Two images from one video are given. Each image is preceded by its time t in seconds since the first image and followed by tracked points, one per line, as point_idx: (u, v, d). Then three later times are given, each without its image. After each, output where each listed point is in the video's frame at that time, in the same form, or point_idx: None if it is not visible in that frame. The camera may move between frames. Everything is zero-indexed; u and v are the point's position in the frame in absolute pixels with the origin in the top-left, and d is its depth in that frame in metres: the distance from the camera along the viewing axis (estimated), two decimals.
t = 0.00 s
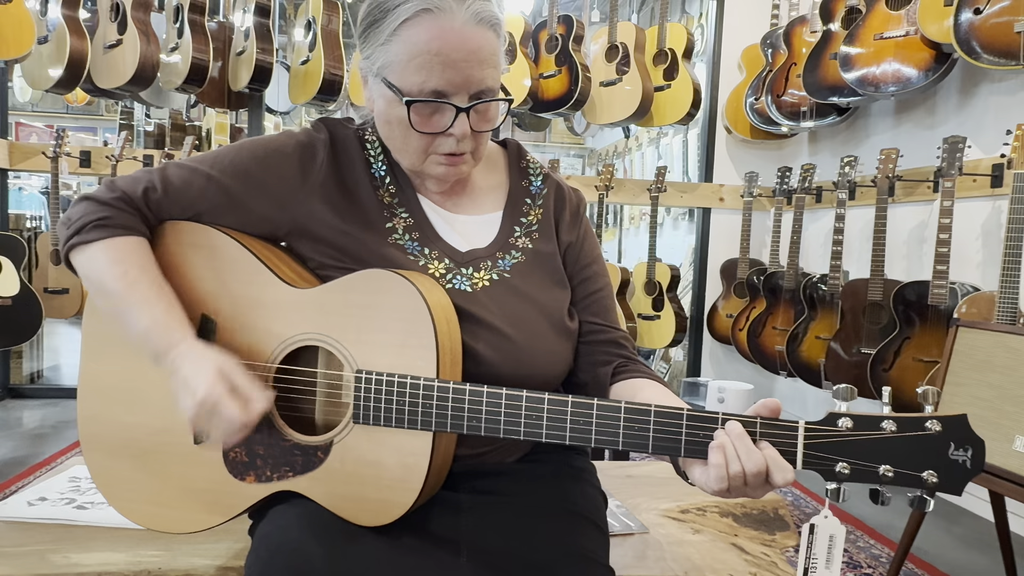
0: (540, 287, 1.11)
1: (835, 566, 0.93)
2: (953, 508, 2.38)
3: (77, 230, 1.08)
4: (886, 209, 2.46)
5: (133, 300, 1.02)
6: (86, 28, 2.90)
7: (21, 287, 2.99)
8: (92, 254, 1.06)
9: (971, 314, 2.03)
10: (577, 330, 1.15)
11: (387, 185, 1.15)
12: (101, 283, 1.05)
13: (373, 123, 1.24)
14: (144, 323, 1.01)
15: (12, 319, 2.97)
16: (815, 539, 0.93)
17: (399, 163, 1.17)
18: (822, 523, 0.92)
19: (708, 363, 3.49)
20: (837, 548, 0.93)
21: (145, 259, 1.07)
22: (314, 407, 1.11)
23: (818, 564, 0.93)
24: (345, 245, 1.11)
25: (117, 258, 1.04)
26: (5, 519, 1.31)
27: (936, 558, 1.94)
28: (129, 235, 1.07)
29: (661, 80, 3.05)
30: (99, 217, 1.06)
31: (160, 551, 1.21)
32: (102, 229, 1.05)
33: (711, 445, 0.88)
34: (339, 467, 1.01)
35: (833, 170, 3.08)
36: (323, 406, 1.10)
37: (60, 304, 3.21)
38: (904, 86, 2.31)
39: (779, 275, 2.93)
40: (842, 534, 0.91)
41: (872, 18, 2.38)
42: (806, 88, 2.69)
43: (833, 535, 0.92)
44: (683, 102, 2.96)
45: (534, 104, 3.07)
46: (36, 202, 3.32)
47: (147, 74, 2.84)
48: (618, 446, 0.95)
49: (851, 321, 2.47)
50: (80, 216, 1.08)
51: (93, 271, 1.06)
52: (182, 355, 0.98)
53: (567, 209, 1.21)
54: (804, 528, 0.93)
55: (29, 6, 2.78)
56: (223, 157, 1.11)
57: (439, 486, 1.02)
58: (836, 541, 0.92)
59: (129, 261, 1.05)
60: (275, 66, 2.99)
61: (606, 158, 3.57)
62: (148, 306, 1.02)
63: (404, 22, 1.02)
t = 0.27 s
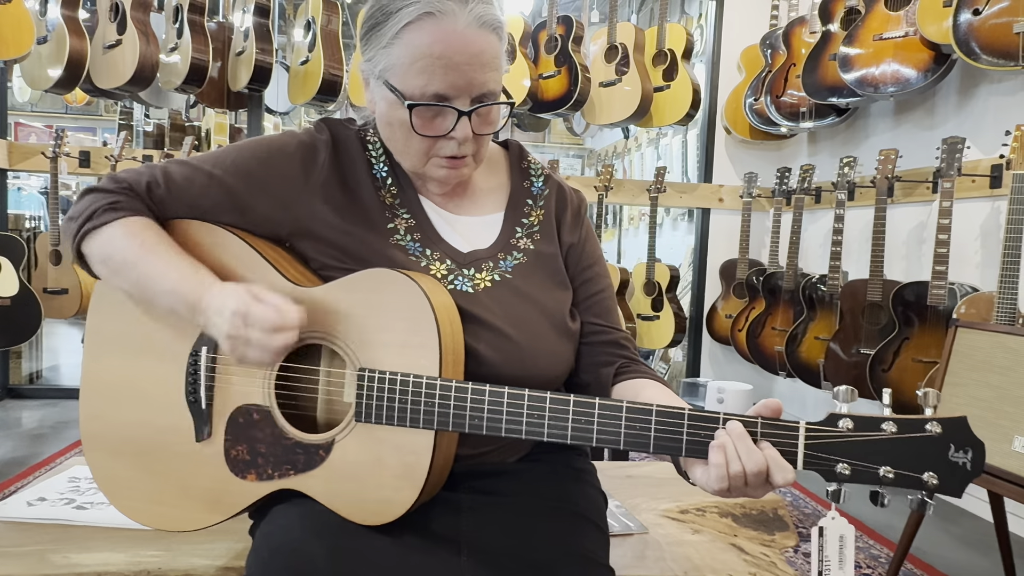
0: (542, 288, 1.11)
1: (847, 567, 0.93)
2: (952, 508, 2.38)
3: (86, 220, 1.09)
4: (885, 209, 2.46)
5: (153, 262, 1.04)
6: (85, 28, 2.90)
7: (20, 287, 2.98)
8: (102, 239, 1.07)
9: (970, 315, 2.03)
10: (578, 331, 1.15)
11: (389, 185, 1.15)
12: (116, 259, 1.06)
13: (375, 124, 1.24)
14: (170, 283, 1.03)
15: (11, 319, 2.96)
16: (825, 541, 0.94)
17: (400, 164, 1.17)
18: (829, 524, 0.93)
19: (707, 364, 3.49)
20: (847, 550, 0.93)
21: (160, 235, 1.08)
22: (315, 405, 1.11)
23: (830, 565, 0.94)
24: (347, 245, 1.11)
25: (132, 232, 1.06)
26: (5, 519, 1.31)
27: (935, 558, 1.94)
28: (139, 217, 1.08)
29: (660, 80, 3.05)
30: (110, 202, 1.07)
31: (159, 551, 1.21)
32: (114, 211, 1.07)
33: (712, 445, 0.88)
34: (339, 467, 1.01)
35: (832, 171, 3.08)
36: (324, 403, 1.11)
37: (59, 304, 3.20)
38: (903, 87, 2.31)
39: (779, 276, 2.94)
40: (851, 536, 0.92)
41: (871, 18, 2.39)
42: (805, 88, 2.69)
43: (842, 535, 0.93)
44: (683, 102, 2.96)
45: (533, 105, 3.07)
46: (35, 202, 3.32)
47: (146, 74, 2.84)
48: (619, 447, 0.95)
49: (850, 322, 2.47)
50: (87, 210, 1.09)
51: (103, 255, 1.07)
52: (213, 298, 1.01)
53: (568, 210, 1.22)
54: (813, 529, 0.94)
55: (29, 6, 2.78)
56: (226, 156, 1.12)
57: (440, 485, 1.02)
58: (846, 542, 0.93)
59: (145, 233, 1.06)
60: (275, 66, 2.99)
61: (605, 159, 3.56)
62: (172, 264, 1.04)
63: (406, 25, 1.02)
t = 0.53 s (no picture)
0: (545, 288, 1.11)
1: (836, 562, 0.93)
2: (953, 508, 2.38)
3: (81, 235, 1.07)
4: (886, 209, 2.46)
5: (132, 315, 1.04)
6: (87, 28, 2.90)
7: (22, 286, 2.99)
8: (96, 262, 1.06)
9: (971, 315, 2.02)
10: (581, 330, 1.15)
11: (392, 185, 1.15)
12: (105, 290, 1.05)
13: (379, 123, 1.24)
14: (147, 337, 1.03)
15: (13, 319, 2.97)
16: (817, 536, 0.94)
17: (405, 163, 1.17)
18: (823, 519, 0.93)
19: (708, 364, 3.49)
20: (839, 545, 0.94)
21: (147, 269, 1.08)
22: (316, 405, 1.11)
23: (820, 561, 0.94)
24: (349, 245, 1.11)
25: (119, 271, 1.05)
26: (6, 518, 1.31)
27: (937, 558, 1.94)
28: (131, 242, 1.07)
29: (661, 80, 3.05)
30: (102, 226, 1.06)
31: (160, 550, 1.21)
32: (106, 237, 1.06)
33: (715, 443, 0.88)
34: (340, 466, 1.01)
35: (833, 171, 3.08)
36: (325, 403, 1.10)
37: (61, 303, 3.20)
38: (904, 86, 2.31)
39: (780, 276, 2.93)
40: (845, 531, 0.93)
41: (873, 18, 2.38)
42: (806, 88, 2.69)
43: (835, 531, 0.93)
44: (684, 102, 2.96)
45: (534, 104, 3.07)
46: (37, 202, 3.32)
47: (148, 73, 2.84)
48: (622, 446, 0.95)
49: (852, 322, 2.47)
50: (84, 220, 1.08)
51: (96, 276, 1.06)
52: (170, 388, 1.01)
53: (572, 209, 1.21)
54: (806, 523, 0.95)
55: (30, 6, 2.79)
56: (229, 156, 1.11)
57: (441, 485, 1.02)
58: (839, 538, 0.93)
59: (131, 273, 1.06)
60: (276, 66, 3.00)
61: (606, 158, 3.56)
62: (144, 323, 1.04)
63: (415, 23, 1.02)
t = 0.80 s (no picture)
0: (543, 286, 1.11)
1: (839, 567, 0.93)
2: (952, 507, 2.38)
3: (88, 212, 1.09)
4: (885, 209, 2.46)
5: (155, 251, 1.04)
6: (86, 27, 2.90)
7: (21, 285, 2.99)
8: (105, 230, 1.07)
9: (970, 314, 2.03)
10: (579, 328, 1.15)
11: (389, 184, 1.15)
12: (118, 249, 1.06)
13: (374, 122, 1.24)
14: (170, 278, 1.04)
15: (12, 318, 2.97)
16: (817, 541, 0.94)
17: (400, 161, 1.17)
18: (823, 524, 0.93)
19: (707, 363, 3.49)
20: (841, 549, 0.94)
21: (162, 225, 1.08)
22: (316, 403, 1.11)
23: (822, 565, 0.94)
24: (348, 243, 1.11)
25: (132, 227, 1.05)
26: (5, 517, 1.31)
27: (935, 558, 1.94)
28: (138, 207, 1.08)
29: (660, 80, 3.05)
30: (112, 192, 1.08)
31: (160, 549, 1.21)
32: (116, 203, 1.07)
33: (713, 443, 0.88)
34: (339, 465, 1.01)
35: (832, 171, 3.08)
36: (324, 402, 1.11)
37: (59, 303, 3.20)
38: (903, 86, 2.31)
39: (779, 275, 2.94)
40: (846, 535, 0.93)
41: (872, 18, 2.39)
42: (805, 88, 2.69)
43: (836, 535, 0.93)
44: (683, 102, 2.96)
45: (533, 104, 3.06)
46: (35, 201, 3.32)
47: (147, 73, 2.84)
48: (621, 446, 0.95)
49: (850, 322, 2.47)
50: (88, 205, 1.09)
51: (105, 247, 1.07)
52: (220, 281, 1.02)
53: (569, 207, 1.21)
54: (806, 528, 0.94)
55: (29, 5, 2.78)
56: (226, 155, 1.12)
57: (440, 484, 1.02)
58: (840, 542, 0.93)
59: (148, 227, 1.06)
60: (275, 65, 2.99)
61: (605, 158, 3.56)
62: (177, 251, 1.04)
63: (406, 24, 1.02)
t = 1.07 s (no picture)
0: (545, 286, 1.11)
1: (848, 562, 0.93)
2: (954, 508, 2.37)
3: (79, 231, 1.08)
4: (887, 209, 2.46)
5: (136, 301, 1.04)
6: (88, 28, 2.91)
7: (23, 286, 2.99)
8: (96, 255, 1.06)
9: (972, 315, 2.02)
10: (582, 328, 1.15)
11: (392, 185, 1.15)
12: (105, 282, 1.05)
13: (378, 122, 1.24)
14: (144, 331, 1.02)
15: (14, 319, 2.97)
16: (825, 536, 0.94)
17: (404, 162, 1.17)
18: (832, 518, 0.93)
19: (709, 364, 3.49)
20: (849, 544, 0.94)
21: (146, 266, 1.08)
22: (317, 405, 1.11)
23: (830, 561, 0.94)
24: (350, 245, 1.11)
25: (118, 262, 1.05)
26: (7, 517, 1.31)
27: (937, 559, 1.94)
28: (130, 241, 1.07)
29: (662, 80, 3.05)
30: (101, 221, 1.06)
31: (162, 549, 1.21)
32: (104, 233, 1.06)
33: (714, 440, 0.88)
34: (340, 464, 1.01)
35: (833, 171, 3.08)
36: (325, 403, 1.10)
37: (62, 303, 3.20)
38: (905, 87, 2.31)
39: (780, 276, 2.94)
40: (854, 529, 0.93)
41: (873, 18, 2.39)
42: (807, 88, 2.69)
43: (844, 529, 0.93)
44: (684, 102, 2.97)
45: (535, 105, 3.06)
46: (37, 202, 3.32)
47: (149, 74, 2.84)
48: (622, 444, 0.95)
49: (852, 322, 2.47)
50: (83, 218, 1.08)
51: (96, 272, 1.06)
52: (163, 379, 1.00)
53: (571, 207, 1.21)
54: (815, 523, 0.94)
55: (31, 6, 2.79)
56: (229, 156, 1.11)
57: (441, 484, 1.02)
58: (848, 537, 0.93)
59: (132, 265, 1.06)
60: (276, 66, 3.00)
61: (606, 159, 3.56)
62: (144, 318, 1.03)
63: (412, 23, 1.02)
